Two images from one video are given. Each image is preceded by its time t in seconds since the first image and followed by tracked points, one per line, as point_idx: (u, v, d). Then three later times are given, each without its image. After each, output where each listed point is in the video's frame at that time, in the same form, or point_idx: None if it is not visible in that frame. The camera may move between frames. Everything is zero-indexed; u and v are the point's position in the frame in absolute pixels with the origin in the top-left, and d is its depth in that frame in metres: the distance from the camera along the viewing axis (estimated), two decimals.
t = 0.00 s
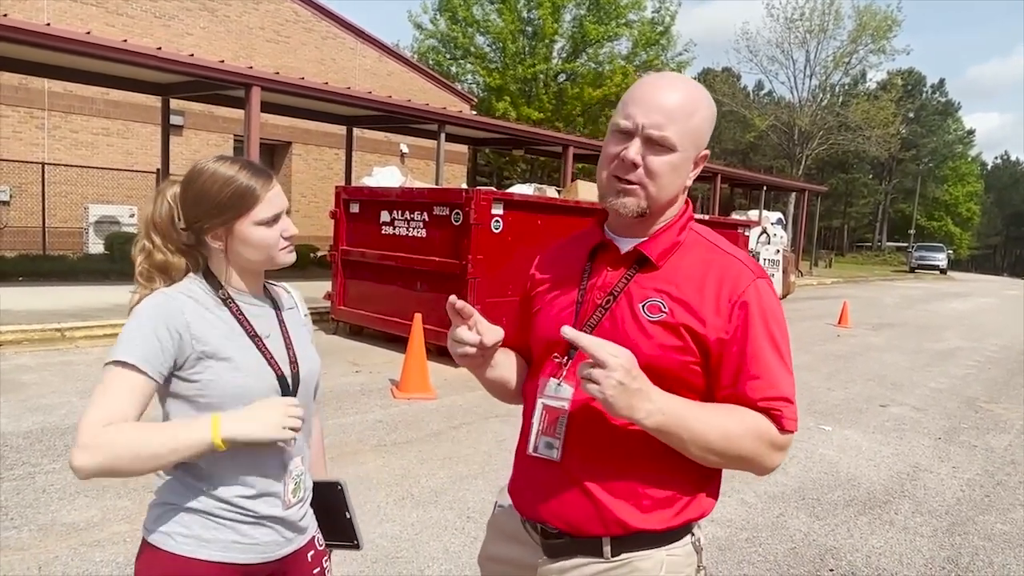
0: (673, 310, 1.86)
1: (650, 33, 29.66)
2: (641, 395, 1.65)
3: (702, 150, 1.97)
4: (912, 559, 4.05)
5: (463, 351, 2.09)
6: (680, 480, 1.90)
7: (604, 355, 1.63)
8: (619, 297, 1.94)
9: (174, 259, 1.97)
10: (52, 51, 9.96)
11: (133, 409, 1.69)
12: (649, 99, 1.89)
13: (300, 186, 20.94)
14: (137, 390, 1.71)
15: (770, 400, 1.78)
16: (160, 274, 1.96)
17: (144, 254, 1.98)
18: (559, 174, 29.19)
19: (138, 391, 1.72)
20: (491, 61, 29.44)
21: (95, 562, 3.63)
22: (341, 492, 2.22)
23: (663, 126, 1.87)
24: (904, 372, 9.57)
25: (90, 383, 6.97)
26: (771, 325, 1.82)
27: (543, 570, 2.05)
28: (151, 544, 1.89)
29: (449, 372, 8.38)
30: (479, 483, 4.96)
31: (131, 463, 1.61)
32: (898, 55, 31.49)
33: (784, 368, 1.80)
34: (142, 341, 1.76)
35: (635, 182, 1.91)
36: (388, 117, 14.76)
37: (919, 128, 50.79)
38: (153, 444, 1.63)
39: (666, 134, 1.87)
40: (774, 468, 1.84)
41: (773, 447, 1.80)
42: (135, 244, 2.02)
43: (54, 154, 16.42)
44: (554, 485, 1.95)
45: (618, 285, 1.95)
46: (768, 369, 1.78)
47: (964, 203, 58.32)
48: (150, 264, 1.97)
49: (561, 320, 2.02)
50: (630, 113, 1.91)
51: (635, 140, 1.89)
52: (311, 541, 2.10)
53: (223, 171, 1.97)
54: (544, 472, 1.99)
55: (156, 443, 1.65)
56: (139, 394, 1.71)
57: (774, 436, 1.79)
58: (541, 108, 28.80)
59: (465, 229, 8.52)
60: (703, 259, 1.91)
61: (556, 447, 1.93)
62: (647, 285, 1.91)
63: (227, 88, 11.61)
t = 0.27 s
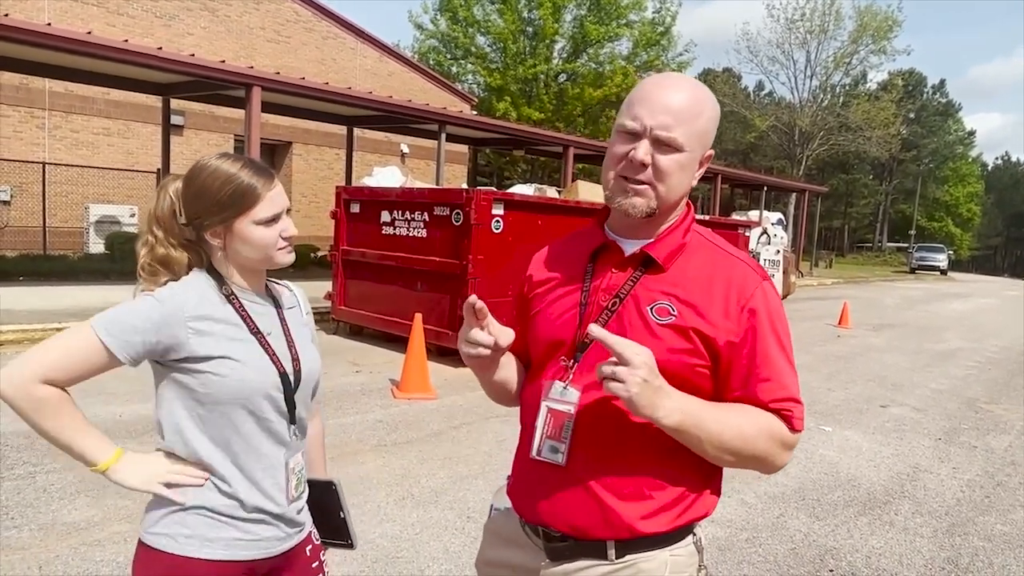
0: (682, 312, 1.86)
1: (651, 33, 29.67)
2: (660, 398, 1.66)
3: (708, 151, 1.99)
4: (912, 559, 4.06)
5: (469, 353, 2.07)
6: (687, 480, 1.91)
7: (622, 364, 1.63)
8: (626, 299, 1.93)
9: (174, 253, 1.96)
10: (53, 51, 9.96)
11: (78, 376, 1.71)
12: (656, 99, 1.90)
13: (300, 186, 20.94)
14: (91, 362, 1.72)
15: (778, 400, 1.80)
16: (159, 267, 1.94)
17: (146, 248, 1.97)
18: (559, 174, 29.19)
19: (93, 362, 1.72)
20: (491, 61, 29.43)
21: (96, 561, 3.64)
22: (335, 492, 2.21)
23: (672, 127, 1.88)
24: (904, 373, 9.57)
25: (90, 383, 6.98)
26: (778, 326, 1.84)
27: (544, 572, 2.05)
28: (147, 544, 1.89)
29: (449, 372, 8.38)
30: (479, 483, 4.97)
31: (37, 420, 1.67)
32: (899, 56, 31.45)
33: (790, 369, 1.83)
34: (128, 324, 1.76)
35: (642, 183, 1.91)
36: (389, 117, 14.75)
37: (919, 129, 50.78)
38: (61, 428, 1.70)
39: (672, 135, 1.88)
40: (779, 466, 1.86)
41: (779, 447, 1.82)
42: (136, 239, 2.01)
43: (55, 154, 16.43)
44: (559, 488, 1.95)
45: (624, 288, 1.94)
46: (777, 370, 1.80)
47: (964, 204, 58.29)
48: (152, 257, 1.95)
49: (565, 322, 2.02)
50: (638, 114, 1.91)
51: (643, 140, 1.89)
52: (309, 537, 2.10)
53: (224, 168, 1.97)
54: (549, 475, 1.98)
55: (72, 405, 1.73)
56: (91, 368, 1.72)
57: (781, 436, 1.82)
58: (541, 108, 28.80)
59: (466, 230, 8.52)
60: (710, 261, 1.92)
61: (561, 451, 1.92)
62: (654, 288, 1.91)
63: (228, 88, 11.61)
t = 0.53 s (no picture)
0: (684, 315, 1.86)
1: (651, 34, 29.69)
2: (656, 411, 1.66)
3: (714, 153, 1.99)
4: (913, 561, 4.06)
5: (469, 358, 2.07)
6: (686, 487, 1.91)
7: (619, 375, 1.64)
8: (627, 301, 1.93)
9: (174, 258, 1.97)
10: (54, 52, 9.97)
11: (90, 403, 1.73)
12: (664, 98, 1.90)
13: (301, 186, 20.96)
14: (100, 386, 1.73)
15: (778, 409, 1.80)
16: (159, 273, 1.96)
17: (147, 254, 1.98)
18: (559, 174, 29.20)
19: (101, 386, 1.74)
20: (492, 62, 29.44)
21: (97, 561, 3.64)
22: (337, 493, 2.20)
23: (680, 127, 1.88)
24: (905, 373, 9.57)
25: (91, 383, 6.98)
26: (779, 332, 1.84)
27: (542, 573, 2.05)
28: (144, 543, 1.89)
29: (449, 373, 8.38)
30: (480, 483, 4.97)
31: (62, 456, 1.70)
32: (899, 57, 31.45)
33: (791, 376, 1.83)
34: (130, 345, 1.77)
35: (648, 184, 1.91)
36: (389, 118, 14.75)
37: (920, 130, 50.77)
38: (86, 461, 1.72)
39: (678, 135, 1.89)
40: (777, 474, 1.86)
41: (778, 455, 1.82)
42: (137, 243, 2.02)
43: (56, 154, 16.44)
44: (557, 491, 1.95)
45: (625, 289, 1.94)
46: (777, 377, 1.80)
47: (965, 205, 58.28)
48: (151, 261, 1.97)
49: (567, 324, 2.01)
50: (646, 112, 1.91)
51: (651, 139, 1.90)
52: (306, 539, 2.10)
53: (224, 170, 1.98)
54: (548, 477, 1.98)
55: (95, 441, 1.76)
56: (102, 393, 1.74)
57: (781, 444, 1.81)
58: (542, 108, 28.82)
59: (466, 230, 8.53)
60: (712, 266, 1.92)
61: (560, 452, 1.92)
62: (656, 290, 1.91)
63: (229, 88, 11.62)
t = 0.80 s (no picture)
0: (684, 318, 1.87)
1: (652, 35, 29.73)
2: (653, 413, 1.67)
3: (718, 156, 1.99)
4: (913, 562, 4.06)
5: (470, 360, 2.08)
6: (686, 490, 1.92)
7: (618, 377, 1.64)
8: (628, 302, 1.93)
9: (180, 255, 1.97)
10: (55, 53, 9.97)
11: (94, 407, 1.74)
12: (670, 99, 1.91)
13: (302, 187, 20.97)
14: (104, 389, 1.74)
15: (777, 412, 1.80)
16: (164, 269, 1.96)
17: (153, 251, 1.98)
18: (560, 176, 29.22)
19: (105, 388, 1.74)
20: (493, 63, 29.45)
21: (98, 561, 3.64)
22: (341, 493, 2.22)
23: (685, 128, 1.89)
24: (906, 375, 9.57)
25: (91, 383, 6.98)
26: (779, 336, 1.85)
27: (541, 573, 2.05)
28: (146, 544, 1.89)
29: (450, 374, 8.38)
30: (480, 484, 4.97)
31: (66, 461, 1.70)
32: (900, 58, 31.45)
33: (790, 380, 1.83)
34: (133, 347, 1.77)
35: (652, 185, 1.91)
36: (390, 119, 14.75)
37: (921, 131, 50.75)
38: (90, 465, 1.73)
39: (685, 135, 1.89)
40: (776, 476, 1.86)
41: (777, 457, 1.82)
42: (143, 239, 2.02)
43: (57, 154, 16.45)
44: (557, 491, 1.95)
45: (626, 291, 1.95)
46: (776, 380, 1.81)
47: (966, 207, 58.28)
48: (156, 259, 1.97)
49: (569, 323, 2.02)
50: (651, 113, 1.92)
51: (655, 140, 1.90)
52: (308, 540, 2.11)
53: (234, 169, 1.99)
54: (548, 477, 1.98)
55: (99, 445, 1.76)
56: (105, 395, 1.74)
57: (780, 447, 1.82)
58: (543, 110, 28.84)
59: (466, 231, 8.53)
60: (714, 268, 1.93)
61: (559, 452, 1.93)
62: (657, 292, 1.91)
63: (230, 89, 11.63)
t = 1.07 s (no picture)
0: (685, 319, 1.87)
1: (653, 37, 29.75)
2: (656, 414, 1.67)
3: (717, 156, 2.00)
4: (913, 564, 4.06)
5: (473, 364, 2.08)
6: (688, 489, 1.92)
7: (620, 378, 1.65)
8: (628, 304, 1.94)
9: (181, 254, 1.98)
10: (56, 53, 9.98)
11: (96, 411, 1.74)
12: (667, 102, 1.92)
13: (302, 188, 20.99)
14: (106, 392, 1.74)
15: (778, 411, 1.81)
16: (166, 269, 1.97)
17: (156, 250, 1.98)
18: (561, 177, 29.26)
19: (106, 392, 1.74)
20: (494, 64, 29.46)
21: (99, 562, 3.65)
22: (347, 497, 2.22)
23: (682, 130, 1.89)
24: (906, 377, 9.57)
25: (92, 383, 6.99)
26: (780, 337, 1.85)
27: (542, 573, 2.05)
28: (149, 546, 1.89)
29: (450, 375, 8.39)
30: (480, 485, 4.97)
31: (69, 466, 1.70)
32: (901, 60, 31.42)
33: (790, 379, 1.84)
34: (135, 350, 1.77)
35: (652, 187, 1.92)
36: (390, 120, 14.76)
37: (921, 132, 50.73)
38: (94, 468, 1.73)
39: (684, 137, 1.90)
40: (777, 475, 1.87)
41: (778, 455, 1.83)
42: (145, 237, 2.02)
43: (58, 155, 16.47)
44: (559, 491, 1.96)
45: (627, 292, 1.95)
46: (776, 380, 1.81)
47: (966, 208, 58.28)
48: (158, 259, 1.98)
49: (570, 324, 2.02)
50: (649, 116, 1.92)
51: (653, 143, 1.91)
52: (309, 540, 2.11)
53: (238, 171, 1.99)
54: (549, 477, 1.98)
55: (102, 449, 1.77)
56: (107, 398, 1.75)
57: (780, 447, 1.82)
58: (543, 111, 28.86)
59: (467, 232, 8.54)
60: (714, 270, 1.93)
61: (561, 453, 1.93)
62: (658, 293, 1.91)
63: (231, 91, 11.63)
